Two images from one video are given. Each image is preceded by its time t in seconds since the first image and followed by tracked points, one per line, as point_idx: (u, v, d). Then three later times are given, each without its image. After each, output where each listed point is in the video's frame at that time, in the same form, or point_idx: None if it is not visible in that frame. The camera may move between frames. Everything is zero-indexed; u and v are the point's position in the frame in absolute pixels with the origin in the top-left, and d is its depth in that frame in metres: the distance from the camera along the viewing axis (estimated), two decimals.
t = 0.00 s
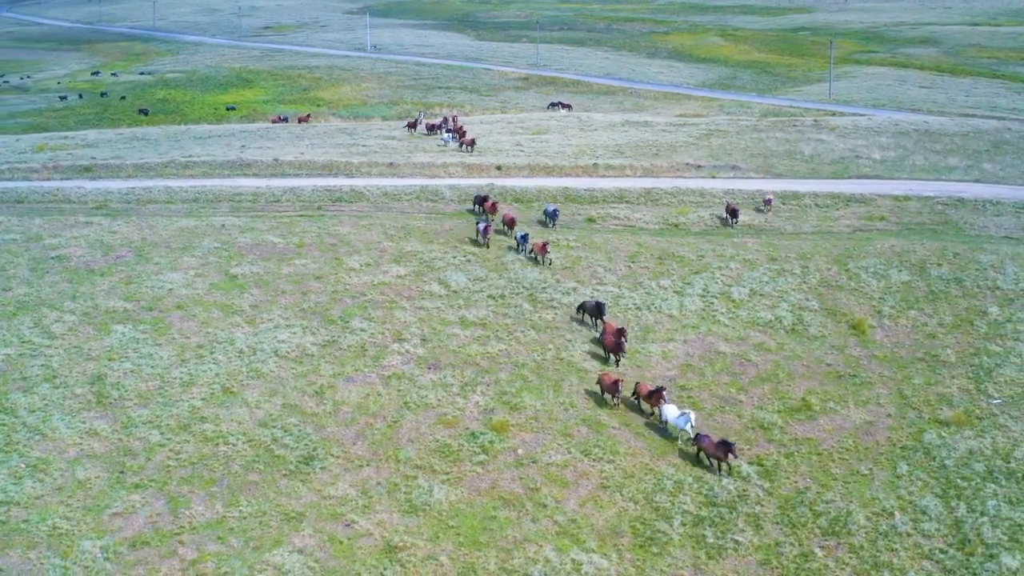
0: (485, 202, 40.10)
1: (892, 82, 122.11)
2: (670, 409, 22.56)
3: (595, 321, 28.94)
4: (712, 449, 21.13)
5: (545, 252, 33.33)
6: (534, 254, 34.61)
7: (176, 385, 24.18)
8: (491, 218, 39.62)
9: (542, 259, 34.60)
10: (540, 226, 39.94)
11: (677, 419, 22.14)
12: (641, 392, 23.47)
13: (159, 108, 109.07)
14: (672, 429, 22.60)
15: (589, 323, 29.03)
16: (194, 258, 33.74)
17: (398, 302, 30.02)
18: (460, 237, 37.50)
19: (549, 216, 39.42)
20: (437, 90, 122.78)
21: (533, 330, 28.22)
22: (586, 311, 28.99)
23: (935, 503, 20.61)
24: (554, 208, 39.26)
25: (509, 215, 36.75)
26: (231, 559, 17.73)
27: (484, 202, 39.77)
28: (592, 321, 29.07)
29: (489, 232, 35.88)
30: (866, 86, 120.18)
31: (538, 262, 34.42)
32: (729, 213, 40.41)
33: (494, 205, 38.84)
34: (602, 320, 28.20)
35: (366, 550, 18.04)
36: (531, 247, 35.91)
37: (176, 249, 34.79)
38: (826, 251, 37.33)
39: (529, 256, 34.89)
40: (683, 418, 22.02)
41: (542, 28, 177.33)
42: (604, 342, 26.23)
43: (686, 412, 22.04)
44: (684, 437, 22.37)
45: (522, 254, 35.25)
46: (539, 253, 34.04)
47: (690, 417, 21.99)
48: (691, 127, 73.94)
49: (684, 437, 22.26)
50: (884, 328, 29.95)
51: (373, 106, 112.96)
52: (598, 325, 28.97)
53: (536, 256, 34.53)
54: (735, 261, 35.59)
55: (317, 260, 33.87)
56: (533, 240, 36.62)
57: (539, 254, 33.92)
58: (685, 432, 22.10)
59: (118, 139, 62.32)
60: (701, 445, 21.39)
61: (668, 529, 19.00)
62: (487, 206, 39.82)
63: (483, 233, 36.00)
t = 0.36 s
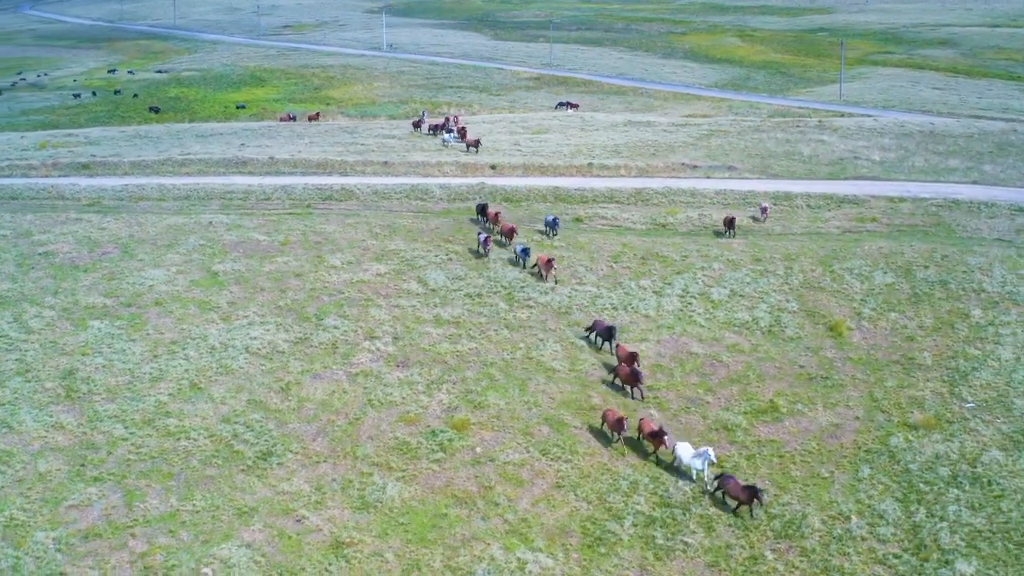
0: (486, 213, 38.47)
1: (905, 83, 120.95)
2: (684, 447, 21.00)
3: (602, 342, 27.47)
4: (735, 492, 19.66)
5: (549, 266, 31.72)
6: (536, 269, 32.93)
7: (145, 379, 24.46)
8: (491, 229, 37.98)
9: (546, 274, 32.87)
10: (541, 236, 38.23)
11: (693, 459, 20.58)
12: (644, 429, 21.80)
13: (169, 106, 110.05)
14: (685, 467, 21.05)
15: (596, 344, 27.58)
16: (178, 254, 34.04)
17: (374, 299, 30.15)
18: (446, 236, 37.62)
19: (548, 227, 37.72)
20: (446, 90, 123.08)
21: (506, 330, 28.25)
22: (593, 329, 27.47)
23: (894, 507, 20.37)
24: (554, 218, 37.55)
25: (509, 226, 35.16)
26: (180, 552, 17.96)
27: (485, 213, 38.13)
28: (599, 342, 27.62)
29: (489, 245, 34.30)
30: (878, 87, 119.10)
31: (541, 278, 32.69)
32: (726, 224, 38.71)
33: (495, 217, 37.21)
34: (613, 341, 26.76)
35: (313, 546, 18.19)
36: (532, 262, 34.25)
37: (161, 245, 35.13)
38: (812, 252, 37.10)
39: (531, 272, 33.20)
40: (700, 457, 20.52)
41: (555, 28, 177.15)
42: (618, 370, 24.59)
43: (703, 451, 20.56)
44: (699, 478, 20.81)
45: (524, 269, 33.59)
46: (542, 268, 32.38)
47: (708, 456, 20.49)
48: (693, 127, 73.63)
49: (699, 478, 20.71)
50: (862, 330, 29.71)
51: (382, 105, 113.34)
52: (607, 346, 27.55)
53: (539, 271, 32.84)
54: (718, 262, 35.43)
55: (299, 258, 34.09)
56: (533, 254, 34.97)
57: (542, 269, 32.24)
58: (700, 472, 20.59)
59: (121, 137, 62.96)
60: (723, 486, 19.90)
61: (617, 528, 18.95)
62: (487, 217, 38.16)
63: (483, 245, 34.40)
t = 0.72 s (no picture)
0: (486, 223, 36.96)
1: (917, 84, 119.80)
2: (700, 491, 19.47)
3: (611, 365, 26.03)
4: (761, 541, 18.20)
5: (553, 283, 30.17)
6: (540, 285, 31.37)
7: (117, 376, 24.74)
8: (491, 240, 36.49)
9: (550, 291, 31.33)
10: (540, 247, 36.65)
11: (711, 505, 19.04)
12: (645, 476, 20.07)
13: (179, 105, 111.01)
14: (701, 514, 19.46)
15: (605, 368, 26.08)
16: (163, 251, 34.37)
17: (352, 298, 30.28)
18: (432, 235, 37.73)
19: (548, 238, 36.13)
20: (454, 90, 123.42)
21: (480, 329, 28.28)
22: (603, 351, 26.04)
23: (854, 511, 20.16)
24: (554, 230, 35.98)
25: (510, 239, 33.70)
26: (134, 546, 18.19)
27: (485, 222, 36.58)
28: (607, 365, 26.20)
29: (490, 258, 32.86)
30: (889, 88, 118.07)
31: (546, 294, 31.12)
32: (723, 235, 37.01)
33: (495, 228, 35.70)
34: (624, 368, 25.32)
35: (265, 542, 18.38)
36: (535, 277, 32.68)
37: (148, 243, 35.43)
38: (799, 253, 36.86)
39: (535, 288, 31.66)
40: (718, 504, 18.99)
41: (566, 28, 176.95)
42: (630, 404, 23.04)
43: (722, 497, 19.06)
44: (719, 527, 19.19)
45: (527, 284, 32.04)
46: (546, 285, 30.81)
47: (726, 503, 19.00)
48: (695, 127, 73.33)
49: (718, 528, 19.12)
50: (841, 332, 29.49)
51: (389, 104, 113.66)
52: (617, 370, 26.17)
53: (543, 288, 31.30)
54: (702, 263, 35.29)
55: (283, 256, 34.29)
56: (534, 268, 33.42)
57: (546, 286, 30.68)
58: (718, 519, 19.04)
59: (123, 135, 63.60)
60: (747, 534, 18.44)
61: (570, 529, 18.94)
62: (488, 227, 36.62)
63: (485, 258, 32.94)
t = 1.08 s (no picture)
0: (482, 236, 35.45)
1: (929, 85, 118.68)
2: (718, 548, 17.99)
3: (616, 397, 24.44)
4: None
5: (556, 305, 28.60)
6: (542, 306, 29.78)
7: (89, 373, 25.04)
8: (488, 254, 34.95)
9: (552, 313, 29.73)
10: (537, 262, 35.04)
11: (726, 563, 17.47)
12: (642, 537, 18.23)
13: (189, 104, 111.88)
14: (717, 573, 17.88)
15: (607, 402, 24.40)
16: (148, 250, 34.70)
17: (329, 298, 30.45)
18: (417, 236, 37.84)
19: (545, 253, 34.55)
20: (462, 90, 123.61)
21: (454, 330, 28.34)
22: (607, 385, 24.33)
23: (810, 517, 19.93)
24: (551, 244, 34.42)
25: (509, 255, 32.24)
26: (87, 541, 18.45)
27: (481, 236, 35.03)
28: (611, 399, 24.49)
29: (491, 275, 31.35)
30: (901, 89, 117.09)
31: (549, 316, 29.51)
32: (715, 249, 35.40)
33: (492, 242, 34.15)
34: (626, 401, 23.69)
35: (217, 539, 18.60)
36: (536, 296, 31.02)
37: (134, 241, 35.75)
38: (784, 256, 36.65)
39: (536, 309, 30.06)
40: (732, 562, 17.41)
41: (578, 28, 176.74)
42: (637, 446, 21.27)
43: (738, 556, 17.47)
44: None
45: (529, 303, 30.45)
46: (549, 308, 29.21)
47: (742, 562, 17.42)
48: (696, 128, 73.00)
49: None
50: (818, 336, 29.31)
51: (397, 104, 114.00)
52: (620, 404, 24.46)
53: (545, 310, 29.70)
54: (685, 265, 35.18)
55: (265, 255, 34.51)
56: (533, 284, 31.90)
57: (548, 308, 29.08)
58: None
59: (125, 134, 64.17)
60: None
61: (519, 531, 18.96)
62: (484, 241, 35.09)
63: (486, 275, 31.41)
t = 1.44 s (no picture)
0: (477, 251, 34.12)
1: (941, 87, 117.61)
2: None
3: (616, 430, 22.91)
4: None
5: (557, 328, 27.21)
6: (543, 328, 28.33)
7: (64, 370, 25.35)
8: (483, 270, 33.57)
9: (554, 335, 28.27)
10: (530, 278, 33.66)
11: None
12: None
13: (199, 103, 112.72)
14: None
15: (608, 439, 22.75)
16: (135, 248, 35.02)
17: (308, 298, 30.63)
18: (403, 235, 37.98)
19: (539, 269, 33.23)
20: (471, 90, 123.77)
21: (429, 330, 28.43)
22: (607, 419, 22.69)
23: (767, 522, 19.79)
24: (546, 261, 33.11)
25: (507, 273, 30.90)
26: (45, 536, 18.71)
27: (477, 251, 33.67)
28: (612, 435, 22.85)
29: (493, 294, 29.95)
30: (911, 90, 116.11)
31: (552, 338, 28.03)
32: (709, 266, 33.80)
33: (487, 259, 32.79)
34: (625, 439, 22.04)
35: (172, 536, 18.82)
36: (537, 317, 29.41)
37: (122, 240, 36.09)
38: (769, 258, 36.45)
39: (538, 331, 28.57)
40: None
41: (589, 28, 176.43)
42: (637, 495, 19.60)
43: None
44: None
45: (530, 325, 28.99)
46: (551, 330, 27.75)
47: None
48: (698, 129, 72.66)
49: None
50: (796, 339, 29.16)
51: (404, 104, 114.29)
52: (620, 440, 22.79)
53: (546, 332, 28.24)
54: (668, 267, 35.07)
55: (250, 254, 34.74)
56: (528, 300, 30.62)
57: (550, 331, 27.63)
58: None
59: (128, 133, 64.73)
60: None
61: (472, 532, 19.01)
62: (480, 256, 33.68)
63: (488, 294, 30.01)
